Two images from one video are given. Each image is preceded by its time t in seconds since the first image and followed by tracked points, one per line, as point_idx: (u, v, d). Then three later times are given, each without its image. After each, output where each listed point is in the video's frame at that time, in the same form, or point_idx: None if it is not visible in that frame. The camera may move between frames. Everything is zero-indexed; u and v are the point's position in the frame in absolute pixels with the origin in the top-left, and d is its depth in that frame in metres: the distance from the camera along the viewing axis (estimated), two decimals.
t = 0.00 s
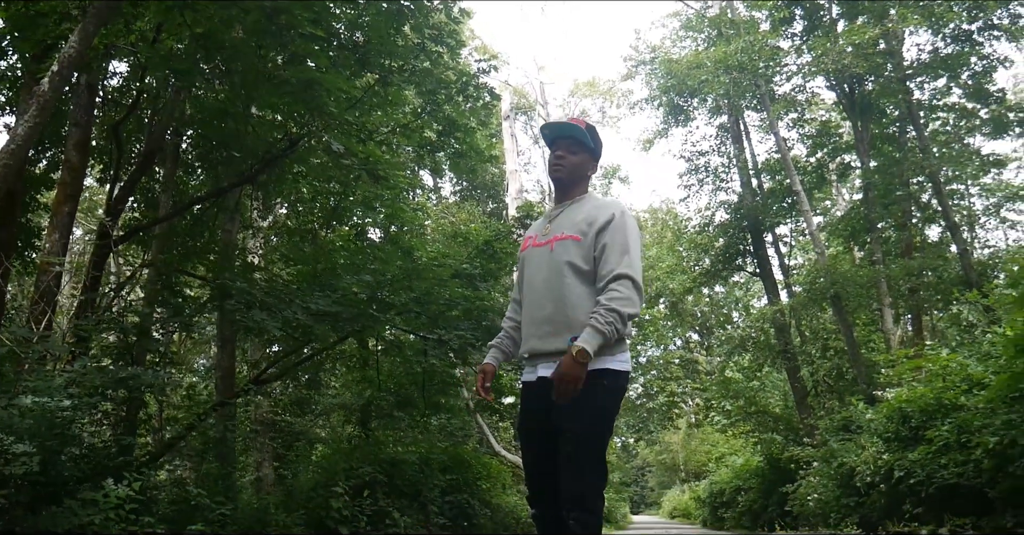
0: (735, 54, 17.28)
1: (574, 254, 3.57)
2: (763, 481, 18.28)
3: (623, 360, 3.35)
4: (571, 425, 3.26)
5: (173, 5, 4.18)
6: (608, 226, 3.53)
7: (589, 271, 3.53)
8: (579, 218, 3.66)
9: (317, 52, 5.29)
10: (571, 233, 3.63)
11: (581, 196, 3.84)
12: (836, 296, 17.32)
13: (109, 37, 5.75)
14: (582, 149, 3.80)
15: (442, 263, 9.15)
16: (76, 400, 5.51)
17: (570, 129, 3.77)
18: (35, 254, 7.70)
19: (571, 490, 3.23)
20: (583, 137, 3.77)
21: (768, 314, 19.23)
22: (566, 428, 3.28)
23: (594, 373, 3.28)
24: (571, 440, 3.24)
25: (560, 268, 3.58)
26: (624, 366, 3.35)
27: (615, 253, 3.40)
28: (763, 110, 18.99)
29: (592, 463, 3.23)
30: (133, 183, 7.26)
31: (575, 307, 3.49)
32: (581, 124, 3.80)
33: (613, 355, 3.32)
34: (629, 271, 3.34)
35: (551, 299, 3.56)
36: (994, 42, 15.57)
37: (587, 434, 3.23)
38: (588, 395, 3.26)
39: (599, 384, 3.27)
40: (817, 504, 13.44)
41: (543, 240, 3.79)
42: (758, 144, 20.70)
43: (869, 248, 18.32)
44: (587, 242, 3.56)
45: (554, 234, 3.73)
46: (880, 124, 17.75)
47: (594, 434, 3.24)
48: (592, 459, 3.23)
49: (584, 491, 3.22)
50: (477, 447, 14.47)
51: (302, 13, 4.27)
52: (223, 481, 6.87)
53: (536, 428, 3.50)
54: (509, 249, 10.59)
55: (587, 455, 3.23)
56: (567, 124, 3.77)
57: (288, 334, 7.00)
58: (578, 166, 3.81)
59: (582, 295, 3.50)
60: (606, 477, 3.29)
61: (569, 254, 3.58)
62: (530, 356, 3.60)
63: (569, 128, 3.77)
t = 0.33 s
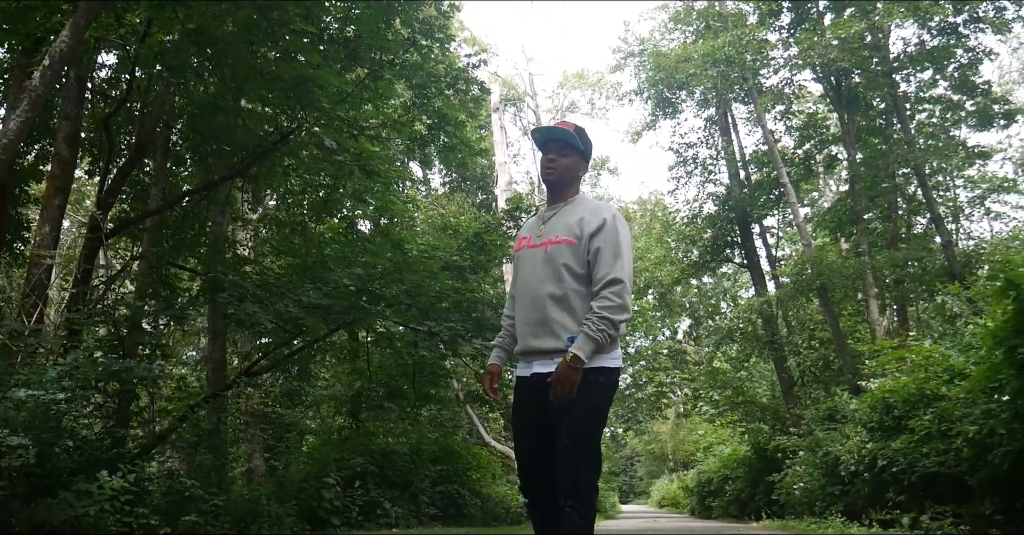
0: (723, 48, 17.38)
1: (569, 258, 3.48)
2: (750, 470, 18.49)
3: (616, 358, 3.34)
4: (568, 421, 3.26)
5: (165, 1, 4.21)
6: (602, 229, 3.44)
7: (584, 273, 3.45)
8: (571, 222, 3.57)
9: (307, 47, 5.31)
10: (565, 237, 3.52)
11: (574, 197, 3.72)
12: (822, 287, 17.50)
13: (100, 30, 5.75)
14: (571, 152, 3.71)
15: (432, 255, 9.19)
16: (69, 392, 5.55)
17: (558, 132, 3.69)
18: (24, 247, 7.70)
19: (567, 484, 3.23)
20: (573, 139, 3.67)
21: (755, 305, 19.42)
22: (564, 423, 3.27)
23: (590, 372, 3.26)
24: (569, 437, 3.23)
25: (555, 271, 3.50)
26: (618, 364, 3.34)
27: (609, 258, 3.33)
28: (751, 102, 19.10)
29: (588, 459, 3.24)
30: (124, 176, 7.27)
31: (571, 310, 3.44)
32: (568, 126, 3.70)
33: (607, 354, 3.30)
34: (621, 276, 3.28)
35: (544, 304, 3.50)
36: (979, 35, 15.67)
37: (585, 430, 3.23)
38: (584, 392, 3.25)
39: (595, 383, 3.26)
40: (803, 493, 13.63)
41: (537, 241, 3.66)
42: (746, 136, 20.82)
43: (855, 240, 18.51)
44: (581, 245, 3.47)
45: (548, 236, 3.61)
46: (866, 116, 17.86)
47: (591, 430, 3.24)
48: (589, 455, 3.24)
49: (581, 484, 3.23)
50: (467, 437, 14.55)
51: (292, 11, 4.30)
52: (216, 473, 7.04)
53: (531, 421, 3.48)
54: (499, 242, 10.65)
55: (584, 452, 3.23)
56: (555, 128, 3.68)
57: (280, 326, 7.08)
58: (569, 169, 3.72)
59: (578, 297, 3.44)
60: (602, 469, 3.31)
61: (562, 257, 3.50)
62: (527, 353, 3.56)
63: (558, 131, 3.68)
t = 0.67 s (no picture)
0: (708, 40, 17.46)
1: (562, 260, 3.33)
2: (734, 458, 18.70)
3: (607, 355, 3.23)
4: (560, 408, 3.15)
5: None
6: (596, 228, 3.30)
7: (578, 275, 3.31)
8: (563, 222, 3.42)
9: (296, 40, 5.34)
10: (557, 237, 3.37)
11: (565, 200, 3.55)
12: (805, 278, 17.68)
13: (88, 21, 5.77)
14: (560, 157, 3.58)
15: (419, 247, 9.23)
16: (60, 384, 5.60)
17: (547, 138, 3.55)
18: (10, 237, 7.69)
19: (561, 474, 3.08)
20: (562, 143, 3.55)
21: (740, 295, 19.59)
22: (559, 412, 3.15)
23: (582, 364, 3.17)
24: (563, 425, 3.10)
25: (547, 272, 3.35)
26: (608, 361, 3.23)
27: (601, 257, 3.20)
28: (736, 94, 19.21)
29: (581, 451, 3.09)
30: (111, 167, 7.26)
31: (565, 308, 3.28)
32: (557, 132, 3.56)
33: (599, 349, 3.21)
34: (615, 275, 3.14)
35: (537, 304, 3.33)
36: (962, 27, 15.88)
37: (581, 420, 3.10)
38: (576, 383, 3.15)
39: (587, 375, 3.16)
40: (785, 480, 13.82)
41: (528, 241, 3.49)
42: (731, 128, 20.94)
43: (839, 231, 18.70)
44: (574, 244, 3.32)
45: (539, 236, 3.45)
46: (849, 108, 17.99)
47: (585, 419, 3.11)
48: (582, 445, 3.10)
49: (575, 476, 3.08)
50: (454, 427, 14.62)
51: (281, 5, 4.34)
52: (206, 462, 7.39)
53: (524, 414, 3.33)
54: (486, 232, 10.69)
55: (578, 442, 3.08)
56: (544, 133, 3.54)
57: (268, 317, 7.14)
58: (558, 176, 3.57)
59: (570, 294, 3.30)
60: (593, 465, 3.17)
61: (554, 258, 3.35)
62: (518, 351, 3.39)
63: (546, 136, 3.55)
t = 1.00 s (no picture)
0: (698, 33, 17.51)
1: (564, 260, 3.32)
2: (726, 446, 18.86)
3: (602, 352, 3.26)
4: (555, 404, 3.17)
5: None
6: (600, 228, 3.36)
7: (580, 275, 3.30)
8: (563, 223, 3.43)
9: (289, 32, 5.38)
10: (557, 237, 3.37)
11: (564, 203, 3.55)
12: (795, 267, 17.80)
13: (82, 16, 5.80)
14: (556, 161, 3.53)
15: (413, 239, 9.30)
16: (58, 377, 5.69)
17: (544, 143, 3.54)
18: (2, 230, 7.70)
19: (556, 467, 3.12)
20: (559, 148, 3.54)
21: (731, 285, 19.72)
22: (555, 407, 3.17)
23: (577, 361, 3.19)
24: (559, 422, 3.12)
25: (547, 272, 3.32)
26: (602, 358, 3.26)
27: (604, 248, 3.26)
28: (726, 85, 19.25)
29: (577, 447, 3.12)
30: (105, 161, 7.30)
31: (563, 305, 3.26)
32: (554, 137, 3.56)
33: (594, 345, 3.24)
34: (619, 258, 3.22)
35: (537, 301, 3.32)
36: (951, 16, 15.89)
37: (578, 415, 3.13)
38: (572, 380, 3.17)
39: (581, 371, 3.18)
40: (775, 468, 14.01)
41: (529, 241, 3.48)
42: (721, 118, 21.00)
43: (829, 220, 18.82)
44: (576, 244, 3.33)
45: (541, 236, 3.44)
46: (840, 98, 18.02)
47: (582, 414, 3.14)
48: (578, 440, 3.12)
49: (570, 470, 3.12)
50: (448, 417, 14.70)
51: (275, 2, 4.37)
52: (203, 453, 7.71)
53: (522, 409, 3.34)
54: (479, 223, 10.74)
55: (573, 439, 3.10)
56: (541, 138, 3.52)
57: (264, 309, 7.20)
58: (557, 182, 3.55)
59: (570, 291, 3.28)
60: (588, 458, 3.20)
61: (555, 260, 3.33)
62: (516, 347, 3.37)
63: (542, 141, 3.52)
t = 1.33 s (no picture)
0: (689, 26, 17.54)
1: (563, 261, 3.42)
2: (716, 435, 19.03)
3: (596, 348, 3.30)
4: (549, 400, 3.23)
5: None
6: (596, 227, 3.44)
7: (578, 274, 3.40)
8: (563, 224, 3.53)
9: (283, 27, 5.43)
10: (556, 239, 3.47)
11: (563, 206, 3.65)
12: (785, 258, 17.92)
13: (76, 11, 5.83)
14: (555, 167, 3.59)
15: (405, 230, 9.36)
16: (55, 369, 5.76)
17: (543, 150, 3.68)
18: None
19: (550, 462, 3.17)
20: (558, 154, 3.67)
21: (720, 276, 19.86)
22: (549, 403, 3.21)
23: (572, 357, 3.23)
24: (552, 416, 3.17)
25: (545, 273, 3.43)
26: (597, 354, 3.29)
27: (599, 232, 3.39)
28: (717, 77, 19.28)
29: (567, 444, 3.16)
30: (98, 154, 7.30)
31: (561, 301, 3.35)
32: (554, 144, 3.69)
33: (590, 341, 3.29)
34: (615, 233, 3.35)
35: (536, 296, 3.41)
36: (940, 8, 15.96)
37: (572, 411, 3.16)
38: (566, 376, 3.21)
39: (575, 368, 3.22)
40: (764, 456, 14.17)
41: (530, 244, 3.58)
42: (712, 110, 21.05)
43: (818, 211, 18.96)
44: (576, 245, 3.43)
45: (541, 238, 3.54)
46: (829, 89, 18.09)
47: (575, 410, 3.18)
48: (569, 436, 3.17)
49: (564, 464, 3.16)
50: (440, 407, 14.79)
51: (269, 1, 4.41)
52: (199, 444, 7.78)
53: (520, 405, 3.39)
54: (471, 215, 10.80)
55: (564, 434, 3.16)
56: (540, 145, 3.66)
57: (258, 301, 7.26)
58: (556, 188, 3.63)
59: (568, 289, 3.38)
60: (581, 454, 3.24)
61: (554, 258, 3.44)
62: (517, 344, 3.44)
63: (543, 147, 3.66)
